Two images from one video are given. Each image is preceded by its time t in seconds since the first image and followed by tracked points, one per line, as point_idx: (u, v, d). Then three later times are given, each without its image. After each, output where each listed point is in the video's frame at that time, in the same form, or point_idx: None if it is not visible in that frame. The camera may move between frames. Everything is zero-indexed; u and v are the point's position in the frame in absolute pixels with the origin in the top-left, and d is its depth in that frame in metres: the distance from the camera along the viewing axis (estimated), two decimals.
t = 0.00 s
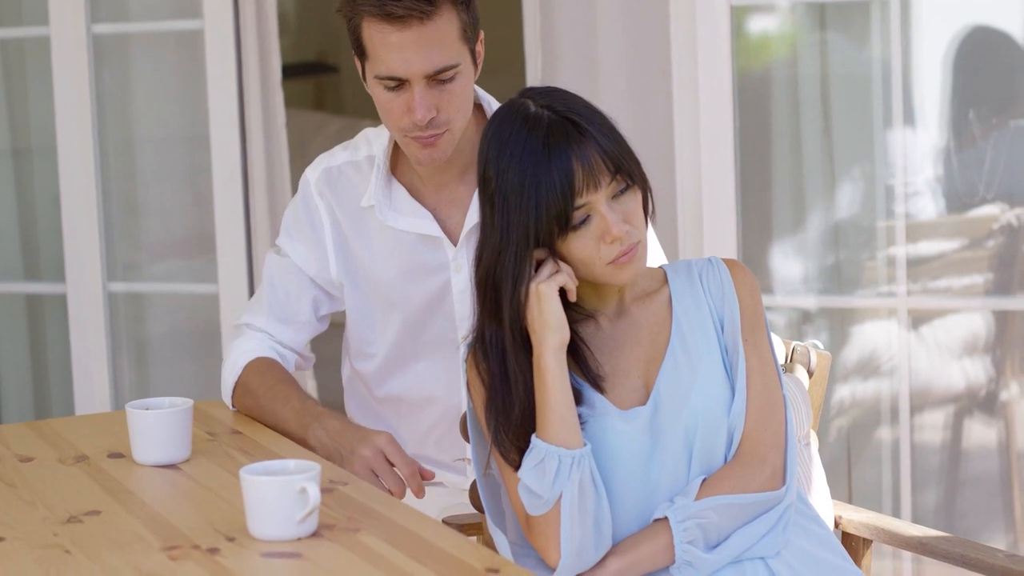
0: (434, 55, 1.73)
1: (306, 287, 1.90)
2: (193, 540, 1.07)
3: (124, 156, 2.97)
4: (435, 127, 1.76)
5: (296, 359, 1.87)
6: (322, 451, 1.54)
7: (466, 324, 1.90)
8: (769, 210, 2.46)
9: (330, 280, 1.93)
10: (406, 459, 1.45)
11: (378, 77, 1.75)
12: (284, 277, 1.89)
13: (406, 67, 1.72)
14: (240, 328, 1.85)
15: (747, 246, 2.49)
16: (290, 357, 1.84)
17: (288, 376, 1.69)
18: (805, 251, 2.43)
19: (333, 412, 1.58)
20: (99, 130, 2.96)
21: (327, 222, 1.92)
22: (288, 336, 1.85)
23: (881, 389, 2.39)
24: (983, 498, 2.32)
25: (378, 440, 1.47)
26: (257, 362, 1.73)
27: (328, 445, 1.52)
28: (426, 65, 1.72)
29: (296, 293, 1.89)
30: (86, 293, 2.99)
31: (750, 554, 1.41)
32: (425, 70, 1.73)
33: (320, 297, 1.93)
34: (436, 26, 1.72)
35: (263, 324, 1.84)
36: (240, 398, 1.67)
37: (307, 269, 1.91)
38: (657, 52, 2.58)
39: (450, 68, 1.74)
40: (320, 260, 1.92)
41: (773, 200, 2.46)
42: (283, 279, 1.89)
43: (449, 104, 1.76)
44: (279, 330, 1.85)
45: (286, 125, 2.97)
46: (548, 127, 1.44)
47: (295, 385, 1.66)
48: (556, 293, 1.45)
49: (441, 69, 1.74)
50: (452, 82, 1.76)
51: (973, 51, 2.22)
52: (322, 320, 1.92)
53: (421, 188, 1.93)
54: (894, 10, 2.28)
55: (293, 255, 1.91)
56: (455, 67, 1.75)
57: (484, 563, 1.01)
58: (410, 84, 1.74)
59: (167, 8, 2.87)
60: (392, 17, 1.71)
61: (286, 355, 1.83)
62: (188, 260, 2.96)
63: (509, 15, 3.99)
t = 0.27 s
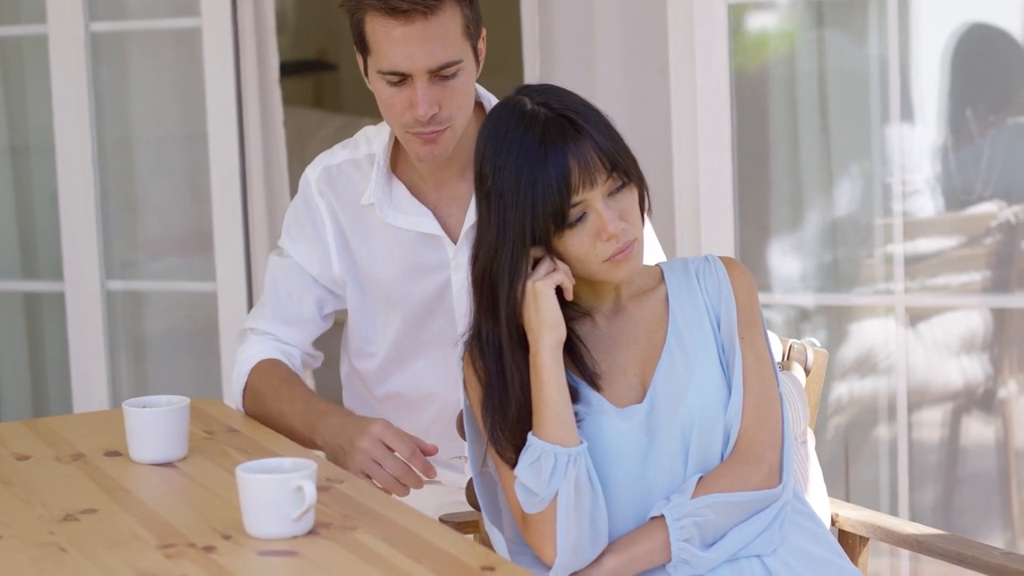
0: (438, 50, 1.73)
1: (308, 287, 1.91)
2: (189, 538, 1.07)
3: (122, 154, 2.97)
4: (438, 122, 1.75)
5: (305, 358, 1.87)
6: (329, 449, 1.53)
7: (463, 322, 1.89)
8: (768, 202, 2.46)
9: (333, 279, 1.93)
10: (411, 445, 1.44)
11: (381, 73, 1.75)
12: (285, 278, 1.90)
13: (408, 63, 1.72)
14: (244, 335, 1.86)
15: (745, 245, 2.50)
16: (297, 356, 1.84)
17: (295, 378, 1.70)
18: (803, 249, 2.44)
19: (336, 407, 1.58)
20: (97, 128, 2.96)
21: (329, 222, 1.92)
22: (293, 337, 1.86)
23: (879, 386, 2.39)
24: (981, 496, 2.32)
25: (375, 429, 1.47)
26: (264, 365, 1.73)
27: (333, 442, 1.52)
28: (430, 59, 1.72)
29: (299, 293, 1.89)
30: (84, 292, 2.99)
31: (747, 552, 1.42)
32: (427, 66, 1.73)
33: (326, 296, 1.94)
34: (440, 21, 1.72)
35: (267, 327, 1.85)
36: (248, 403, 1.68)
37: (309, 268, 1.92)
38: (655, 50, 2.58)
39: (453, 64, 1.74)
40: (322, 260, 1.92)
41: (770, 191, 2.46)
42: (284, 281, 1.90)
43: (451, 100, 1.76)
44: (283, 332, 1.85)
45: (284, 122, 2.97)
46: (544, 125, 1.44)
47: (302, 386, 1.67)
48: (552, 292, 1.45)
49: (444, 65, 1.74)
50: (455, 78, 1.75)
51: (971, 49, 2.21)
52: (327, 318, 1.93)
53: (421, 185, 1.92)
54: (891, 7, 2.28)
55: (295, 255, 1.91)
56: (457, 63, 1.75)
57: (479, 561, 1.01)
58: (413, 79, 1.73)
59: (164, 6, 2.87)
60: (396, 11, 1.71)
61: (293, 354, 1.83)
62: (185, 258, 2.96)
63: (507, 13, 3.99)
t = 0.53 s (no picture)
0: (440, 48, 1.73)
1: (316, 290, 1.92)
2: (186, 539, 1.07)
3: (121, 153, 2.97)
4: (438, 121, 1.75)
5: (318, 360, 1.90)
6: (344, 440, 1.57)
7: (462, 322, 1.89)
8: (766, 212, 2.48)
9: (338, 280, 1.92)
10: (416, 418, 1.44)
11: (382, 71, 1.75)
12: (292, 284, 1.92)
13: (410, 61, 1.72)
14: (257, 344, 1.90)
15: (744, 245, 2.52)
16: (309, 360, 1.87)
17: (309, 381, 1.76)
18: (802, 249, 2.44)
19: (347, 399, 1.61)
20: (96, 128, 2.96)
21: (331, 223, 1.92)
22: (303, 341, 1.88)
23: (877, 386, 2.39)
24: (980, 496, 2.31)
25: (378, 414, 1.47)
26: (277, 369, 1.80)
27: (347, 433, 1.55)
28: (431, 57, 1.73)
29: (306, 297, 1.91)
30: (83, 292, 2.99)
31: (743, 552, 1.42)
32: (429, 64, 1.73)
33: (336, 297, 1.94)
34: (441, 18, 1.72)
35: (276, 333, 1.88)
36: (268, 412, 1.75)
37: (315, 271, 1.91)
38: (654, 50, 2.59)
39: (454, 62, 1.74)
40: (326, 262, 1.92)
41: (768, 200, 2.48)
42: (291, 287, 1.91)
43: (452, 99, 1.76)
44: (292, 336, 1.88)
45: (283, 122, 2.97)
46: (540, 124, 1.44)
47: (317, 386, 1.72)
48: (549, 292, 1.45)
49: (445, 63, 1.74)
50: (455, 76, 1.75)
51: (969, 49, 2.21)
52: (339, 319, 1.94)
53: (421, 186, 1.92)
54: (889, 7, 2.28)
55: (300, 259, 1.92)
56: (458, 61, 1.75)
57: (475, 561, 1.01)
58: (414, 77, 1.74)
59: (163, 6, 2.87)
60: (398, 8, 1.71)
61: (305, 358, 1.86)
62: (184, 257, 2.97)
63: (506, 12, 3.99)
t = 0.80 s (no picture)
0: (439, 47, 1.73)
1: (327, 293, 1.91)
2: (185, 538, 1.08)
3: (121, 153, 2.97)
4: (440, 120, 1.75)
5: (334, 362, 1.90)
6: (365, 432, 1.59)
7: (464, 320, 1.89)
8: (766, 209, 2.49)
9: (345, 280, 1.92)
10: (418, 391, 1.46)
11: (382, 71, 1.75)
12: (301, 290, 1.91)
13: (409, 60, 1.73)
14: (272, 354, 1.90)
15: (744, 243, 2.52)
16: (325, 362, 1.86)
17: (328, 381, 1.76)
18: (802, 247, 2.44)
19: (364, 391, 1.64)
20: (96, 128, 2.96)
21: (336, 225, 1.92)
22: (318, 344, 1.88)
23: (878, 384, 2.39)
24: (980, 494, 2.31)
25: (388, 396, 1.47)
26: (297, 373, 1.80)
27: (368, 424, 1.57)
28: (430, 56, 1.73)
29: (317, 300, 1.90)
30: (84, 292, 2.99)
31: (742, 551, 1.42)
32: (429, 63, 1.73)
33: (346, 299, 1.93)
34: (440, 17, 1.73)
35: (290, 338, 1.88)
36: (288, 416, 1.75)
37: (325, 275, 1.91)
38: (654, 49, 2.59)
39: (453, 60, 1.75)
40: (334, 263, 1.92)
41: (769, 197, 2.48)
42: (302, 293, 1.91)
43: (453, 97, 1.76)
44: (306, 340, 1.87)
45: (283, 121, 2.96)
46: (539, 123, 1.44)
47: (331, 387, 1.72)
48: (548, 291, 1.45)
49: (445, 61, 1.74)
50: (455, 75, 1.76)
51: (969, 47, 2.21)
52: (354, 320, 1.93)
53: (421, 186, 1.92)
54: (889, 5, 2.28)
55: (309, 263, 1.92)
56: (458, 60, 1.75)
57: (474, 559, 1.01)
58: (414, 76, 1.74)
59: (163, 6, 2.87)
60: (397, 7, 1.72)
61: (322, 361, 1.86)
62: (185, 257, 2.97)
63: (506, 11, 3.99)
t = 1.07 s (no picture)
0: (435, 47, 1.73)
1: (337, 296, 1.91)
2: (183, 537, 1.08)
3: (121, 152, 2.98)
4: (438, 120, 1.75)
5: (347, 364, 1.90)
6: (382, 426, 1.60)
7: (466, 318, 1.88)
8: (765, 207, 2.49)
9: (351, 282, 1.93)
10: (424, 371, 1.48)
11: (379, 73, 1.76)
12: (309, 294, 1.91)
13: (405, 61, 1.73)
14: (285, 360, 1.90)
15: (742, 241, 2.52)
16: (337, 364, 1.87)
17: (342, 382, 1.76)
18: (801, 246, 2.45)
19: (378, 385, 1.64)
20: (95, 127, 2.96)
21: (340, 227, 1.92)
22: (329, 346, 1.88)
23: (877, 383, 2.39)
24: (980, 493, 2.31)
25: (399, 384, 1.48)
26: (310, 377, 1.81)
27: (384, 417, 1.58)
28: (426, 56, 1.73)
29: (326, 303, 1.90)
30: (84, 292, 2.99)
31: (740, 550, 1.42)
32: (425, 63, 1.73)
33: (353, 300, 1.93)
34: (434, 17, 1.72)
35: (301, 343, 1.88)
36: (303, 420, 1.76)
37: (334, 279, 1.92)
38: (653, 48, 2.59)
39: (450, 60, 1.75)
40: (341, 266, 1.92)
41: (767, 196, 2.48)
42: (310, 297, 1.91)
43: (451, 97, 1.76)
44: (316, 343, 1.88)
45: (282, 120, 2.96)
46: (537, 123, 1.44)
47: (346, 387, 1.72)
48: (545, 290, 1.45)
49: (441, 61, 1.74)
50: (451, 74, 1.76)
51: (969, 46, 2.21)
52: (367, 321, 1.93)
53: (423, 187, 1.92)
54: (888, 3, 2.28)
55: (316, 267, 1.92)
56: (454, 58, 1.75)
57: (472, 558, 1.01)
58: (411, 77, 1.74)
59: (163, 5, 2.87)
60: (390, 9, 1.72)
61: (334, 363, 1.86)
62: (185, 256, 2.97)
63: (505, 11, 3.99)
